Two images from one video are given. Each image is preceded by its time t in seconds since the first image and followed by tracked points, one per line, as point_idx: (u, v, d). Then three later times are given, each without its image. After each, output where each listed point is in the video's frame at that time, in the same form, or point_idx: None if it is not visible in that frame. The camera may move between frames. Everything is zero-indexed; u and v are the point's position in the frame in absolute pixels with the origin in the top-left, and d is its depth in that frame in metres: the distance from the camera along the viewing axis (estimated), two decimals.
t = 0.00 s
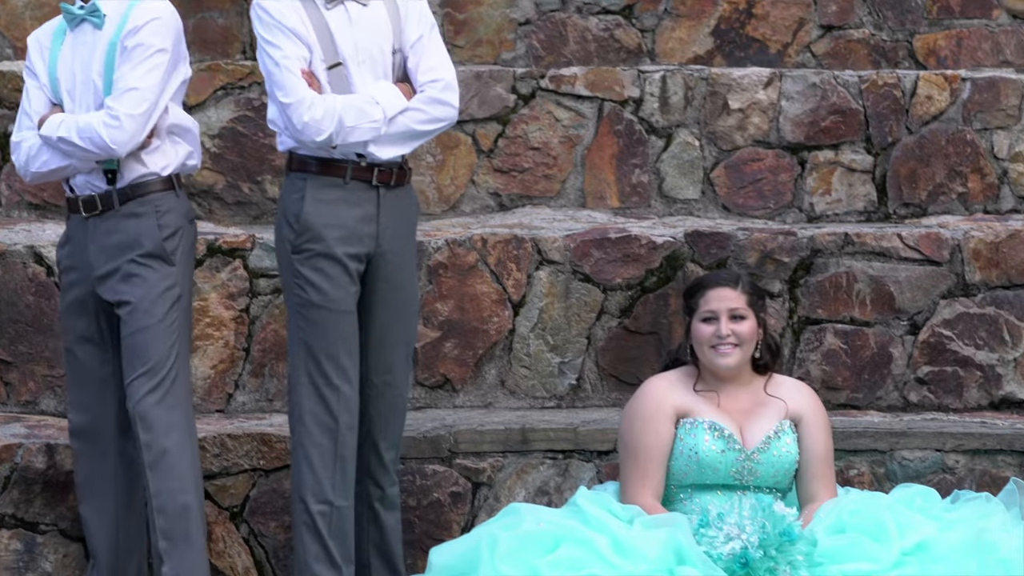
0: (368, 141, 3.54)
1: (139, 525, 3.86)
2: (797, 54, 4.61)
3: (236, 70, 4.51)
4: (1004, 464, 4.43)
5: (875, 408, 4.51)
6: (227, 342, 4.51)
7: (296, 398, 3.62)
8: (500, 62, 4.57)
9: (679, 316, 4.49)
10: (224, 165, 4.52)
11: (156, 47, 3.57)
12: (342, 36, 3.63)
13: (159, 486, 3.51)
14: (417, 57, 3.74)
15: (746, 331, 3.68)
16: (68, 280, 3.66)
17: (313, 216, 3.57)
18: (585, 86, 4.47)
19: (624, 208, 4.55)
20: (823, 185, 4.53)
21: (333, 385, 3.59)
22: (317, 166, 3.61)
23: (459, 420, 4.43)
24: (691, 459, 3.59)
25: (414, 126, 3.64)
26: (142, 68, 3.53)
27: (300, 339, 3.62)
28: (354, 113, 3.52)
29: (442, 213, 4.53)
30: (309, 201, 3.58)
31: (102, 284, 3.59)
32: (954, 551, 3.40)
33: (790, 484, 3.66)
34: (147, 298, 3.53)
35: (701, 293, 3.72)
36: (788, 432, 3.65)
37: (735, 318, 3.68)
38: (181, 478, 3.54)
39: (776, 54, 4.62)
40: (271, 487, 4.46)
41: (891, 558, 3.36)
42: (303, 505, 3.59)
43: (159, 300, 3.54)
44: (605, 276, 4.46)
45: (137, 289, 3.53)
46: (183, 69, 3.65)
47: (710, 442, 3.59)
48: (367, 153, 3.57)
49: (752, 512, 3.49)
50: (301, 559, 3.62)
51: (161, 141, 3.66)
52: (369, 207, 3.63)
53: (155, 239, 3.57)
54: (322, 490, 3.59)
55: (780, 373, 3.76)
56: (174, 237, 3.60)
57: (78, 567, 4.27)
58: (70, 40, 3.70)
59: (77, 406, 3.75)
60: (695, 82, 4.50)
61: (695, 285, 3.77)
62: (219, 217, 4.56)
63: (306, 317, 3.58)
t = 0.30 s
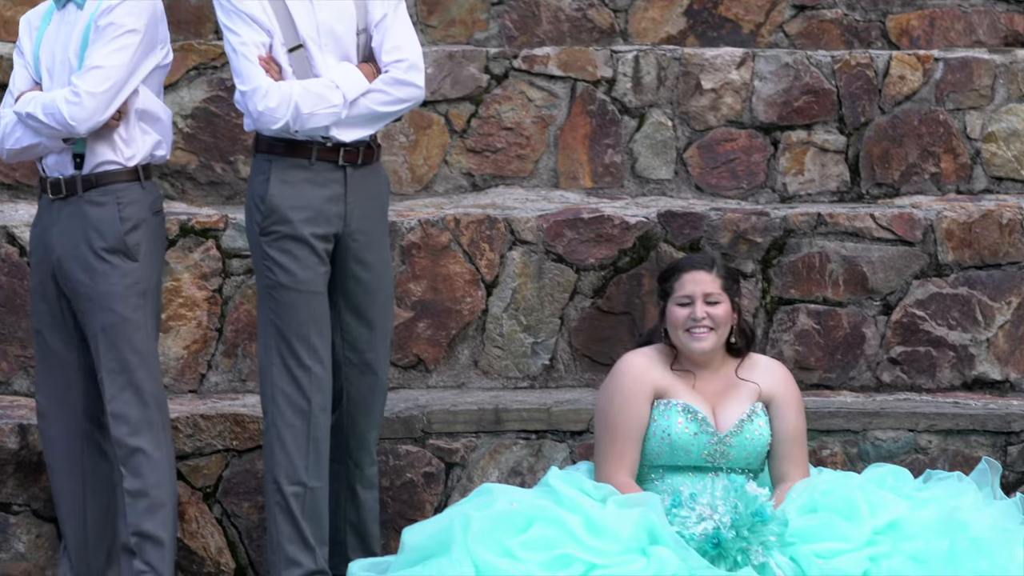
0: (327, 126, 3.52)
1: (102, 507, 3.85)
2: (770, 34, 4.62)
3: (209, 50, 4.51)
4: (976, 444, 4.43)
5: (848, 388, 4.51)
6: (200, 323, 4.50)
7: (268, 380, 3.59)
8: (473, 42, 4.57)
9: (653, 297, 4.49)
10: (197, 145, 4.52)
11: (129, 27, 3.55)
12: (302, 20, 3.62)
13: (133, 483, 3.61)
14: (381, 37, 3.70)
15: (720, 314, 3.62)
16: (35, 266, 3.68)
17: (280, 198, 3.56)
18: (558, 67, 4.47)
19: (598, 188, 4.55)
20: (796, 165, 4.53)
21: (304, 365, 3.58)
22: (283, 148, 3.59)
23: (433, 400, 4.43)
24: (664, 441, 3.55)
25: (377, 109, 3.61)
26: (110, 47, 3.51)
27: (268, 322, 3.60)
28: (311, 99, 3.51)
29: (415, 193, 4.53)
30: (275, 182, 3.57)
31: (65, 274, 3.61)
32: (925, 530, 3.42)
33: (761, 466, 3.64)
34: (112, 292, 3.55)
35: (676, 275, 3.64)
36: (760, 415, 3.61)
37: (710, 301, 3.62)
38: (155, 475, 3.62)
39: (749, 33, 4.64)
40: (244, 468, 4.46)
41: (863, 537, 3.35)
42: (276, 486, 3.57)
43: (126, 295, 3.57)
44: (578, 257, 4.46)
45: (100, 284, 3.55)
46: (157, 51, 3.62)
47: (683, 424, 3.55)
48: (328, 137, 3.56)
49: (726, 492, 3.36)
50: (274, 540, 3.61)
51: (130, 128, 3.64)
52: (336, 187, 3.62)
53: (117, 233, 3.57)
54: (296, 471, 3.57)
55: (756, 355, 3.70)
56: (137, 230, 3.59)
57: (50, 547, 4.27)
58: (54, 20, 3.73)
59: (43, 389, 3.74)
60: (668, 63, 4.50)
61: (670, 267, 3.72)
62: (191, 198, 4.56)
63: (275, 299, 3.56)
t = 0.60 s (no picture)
0: (306, 111, 3.52)
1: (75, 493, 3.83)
2: (747, 19, 4.64)
3: (187, 34, 4.51)
4: (954, 428, 4.42)
5: (825, 372, 4.52)
6: (177, 307, 4.50)
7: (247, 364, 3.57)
8: (450, 26, 4.58)
9: (630, 282, 4.49)
10: (175, 129, 4.53)
11: (113, 13, 3.54)
12: (283, 4, 3.60)
13: (111, 472, 3.59)
14: (361, 23, 3.70)
15: (706, 301, 3.58)
16: (15, 252, 3.68)
17: (258, 181, 3.54)
18: (536, 51, 4.48)
19: (575, 172, 4.56)
20: (773, 150, 4.54)
21: (282, 348, 3.55)
22: (261, 133, 3.58)
23: (410, 385, 4.42)
24: (642, 429, 3.50)
25: (356, 94, 3.61)
26: (93, 32, 3.50)
27: (245, 306, 3.58)
28: (291, 83, 3.50)
29: (392, 177, 4.53)
30: (253, 166, 3.55)
31: (45, 260, 3.61)
32: (903, 514, 3.35)
33: (740, 451, 3.59)
34: (89, 281, 3.54)
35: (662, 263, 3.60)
36: (740, 403, 3.57)
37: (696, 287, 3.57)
38: (134, 463, 3.60)
39: (726, 19, 4.65)
40: (222, 452, 4.45)
41: (841, 521, 3.29)
42: (255, 470, 3.54)
43: (102, 283, 3.55)
44: (555, 241, 4.46)
45: (78, 272, 3.54)
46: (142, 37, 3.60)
47: (663, 413, 3.50)
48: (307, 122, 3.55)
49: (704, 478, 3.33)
50: (251, 525, 3.57)
51: (111, 115, 3.62)
52: (313, 172, 3.62)
53: (96, 221, 3.56)
54: (274, 455, 3.55)
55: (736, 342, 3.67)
56: (115, 219, 3.58)
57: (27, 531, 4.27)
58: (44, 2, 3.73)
59: (13, 370, 3.75)
60: (646, 47, 4.50)
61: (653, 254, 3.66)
62: (169, 182, 4.57)
63: (254, 283, 3.53)
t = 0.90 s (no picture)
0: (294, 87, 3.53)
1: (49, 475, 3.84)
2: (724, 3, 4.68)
3: (164, 18, 4.53)
4: (932, 412, 4.41)
5: (803, 355, 4.52)
6: (155, 291, 4.50)
7: (229, 347, 3.58)
8: (427, 11, 4.61)
9: (608, 266, 4.49)
10: (153, 113, 4.54)
11: None
12: None
13: (87, 457, 3.58)
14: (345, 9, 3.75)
15: (691, 286, 3.52)
16: None
17: (243, 163, 3.55)
18: (514, 35, 4.48)
19: (553, 157, 4.56)
20: (751, 134, 4.55)
21: (263, 331, 3.57)
22: (243, 115, 3.59)
23: (388, 368, 4.42)
24: (622, 416, 3.47)
25: (341, 77, 3.65)
26: (76, 16, 3.49)
27: (229, 289, 3.59)
28: (281, 59, 3.52)
29: (370, 161, 4.53)
30: (238, 148, 3.56)
31: (19, 244, 3.61)
32: (880, 500, 3.35)
33: (719, 437, 3.57)
34: (63, 267, 3.54)
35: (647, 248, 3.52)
36: (720, 390, 3.53)
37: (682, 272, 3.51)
38: (112, 448, 3.61)
39: (704, 3, 4.70)
40: (199, 436, 4.44)
41: (820, 507, 3.29)
42: (235, 454, 3.56)
43: (76, 269, 3.54)
44: (533, 225, 4.46)
45: (52, 258, 3.54)
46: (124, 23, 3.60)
47: (642, 401, 3.47)
48: (292, 100, 3.56)
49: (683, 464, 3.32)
50: (230, 509, 3.59)
51: (88, 99, 3.61)
52: (297, 154, 3.63)
53: (69, 207, 3.54)
54: (255, 439, 3.56)
55: (717, 326, 3.62)
56: (89, 205, 3.56)
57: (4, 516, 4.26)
58: None
59: None
60: (624, 31, 4.51)
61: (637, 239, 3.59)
62: (147, 166, 4.57)
63: (237, 267, 3.54)
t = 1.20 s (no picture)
0: (283, 63, 3.57)
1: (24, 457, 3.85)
2: None
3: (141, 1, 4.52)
4: (909, 395, 4.41)
5: (780, 339, 4.52)
6: (133, 275, 4.50)
7: (212, 331, 3.60)
8: None
9: (586, 249, 4.49)
10: (130, 97, 4.54)
11: None
12: None
13: (62, 440, 3.59)
14: None
15: (676, 273, 3.48)
16: None
17: (229, 145, 3.55)
18: (491, 19, 4.48)
19: (531, 140, 4.57)
20: (729, 117, 4.56)
21: (245, 315, 3.58)
22: (228, 97, 3.59)
23: (365, 352, 4.41)
24: (601, 402, 3.45)
25: (326, 59, 3.70)
26: (46, 3, 3.50)
27: (212, 272, 3.59)
28: (272, 35, 3.56)
29: (348, 144, 4.53)
30: (224, 130, 3.56)
31: None
32: (859, 485, 3.31)
33: (697, 421, 3.58)
34: (32, 250, 3.54)
35: (633, 235, 3.48)
36: (699, 376, 3.54)
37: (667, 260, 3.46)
38: (86, 430, 3.61)
39: None
40: (177, 420, 4.44)
41: (797, 492, 3.25)
42: (215, 438, 3.57)
43: (46, 252, 3.54)
44: (511, 209, 4.46)
45: (21, 242, 3.54)
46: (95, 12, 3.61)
47: (621, 386, 3.45)
48: (279, 78, 3.60)
49: (661, 449, 3.31)
50: (210, 492, 3.60)
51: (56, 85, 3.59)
52: (283, 136, 3.64)
53: (38, 190, 3.54)
54: (234, 422, 3.58)
55: (697, 311, 3.60)
56: (58, 187, 3.57)
57: None
58: None
59: None
60: (601, 15, 4.51)
61: (621, 224, 3.52)
62: (124, 149, 4.58)
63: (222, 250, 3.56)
